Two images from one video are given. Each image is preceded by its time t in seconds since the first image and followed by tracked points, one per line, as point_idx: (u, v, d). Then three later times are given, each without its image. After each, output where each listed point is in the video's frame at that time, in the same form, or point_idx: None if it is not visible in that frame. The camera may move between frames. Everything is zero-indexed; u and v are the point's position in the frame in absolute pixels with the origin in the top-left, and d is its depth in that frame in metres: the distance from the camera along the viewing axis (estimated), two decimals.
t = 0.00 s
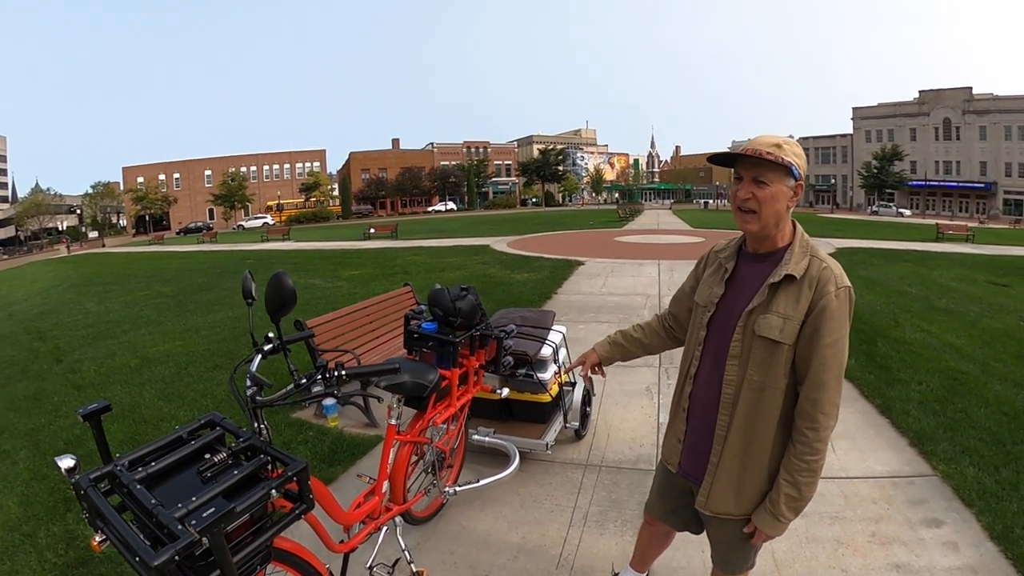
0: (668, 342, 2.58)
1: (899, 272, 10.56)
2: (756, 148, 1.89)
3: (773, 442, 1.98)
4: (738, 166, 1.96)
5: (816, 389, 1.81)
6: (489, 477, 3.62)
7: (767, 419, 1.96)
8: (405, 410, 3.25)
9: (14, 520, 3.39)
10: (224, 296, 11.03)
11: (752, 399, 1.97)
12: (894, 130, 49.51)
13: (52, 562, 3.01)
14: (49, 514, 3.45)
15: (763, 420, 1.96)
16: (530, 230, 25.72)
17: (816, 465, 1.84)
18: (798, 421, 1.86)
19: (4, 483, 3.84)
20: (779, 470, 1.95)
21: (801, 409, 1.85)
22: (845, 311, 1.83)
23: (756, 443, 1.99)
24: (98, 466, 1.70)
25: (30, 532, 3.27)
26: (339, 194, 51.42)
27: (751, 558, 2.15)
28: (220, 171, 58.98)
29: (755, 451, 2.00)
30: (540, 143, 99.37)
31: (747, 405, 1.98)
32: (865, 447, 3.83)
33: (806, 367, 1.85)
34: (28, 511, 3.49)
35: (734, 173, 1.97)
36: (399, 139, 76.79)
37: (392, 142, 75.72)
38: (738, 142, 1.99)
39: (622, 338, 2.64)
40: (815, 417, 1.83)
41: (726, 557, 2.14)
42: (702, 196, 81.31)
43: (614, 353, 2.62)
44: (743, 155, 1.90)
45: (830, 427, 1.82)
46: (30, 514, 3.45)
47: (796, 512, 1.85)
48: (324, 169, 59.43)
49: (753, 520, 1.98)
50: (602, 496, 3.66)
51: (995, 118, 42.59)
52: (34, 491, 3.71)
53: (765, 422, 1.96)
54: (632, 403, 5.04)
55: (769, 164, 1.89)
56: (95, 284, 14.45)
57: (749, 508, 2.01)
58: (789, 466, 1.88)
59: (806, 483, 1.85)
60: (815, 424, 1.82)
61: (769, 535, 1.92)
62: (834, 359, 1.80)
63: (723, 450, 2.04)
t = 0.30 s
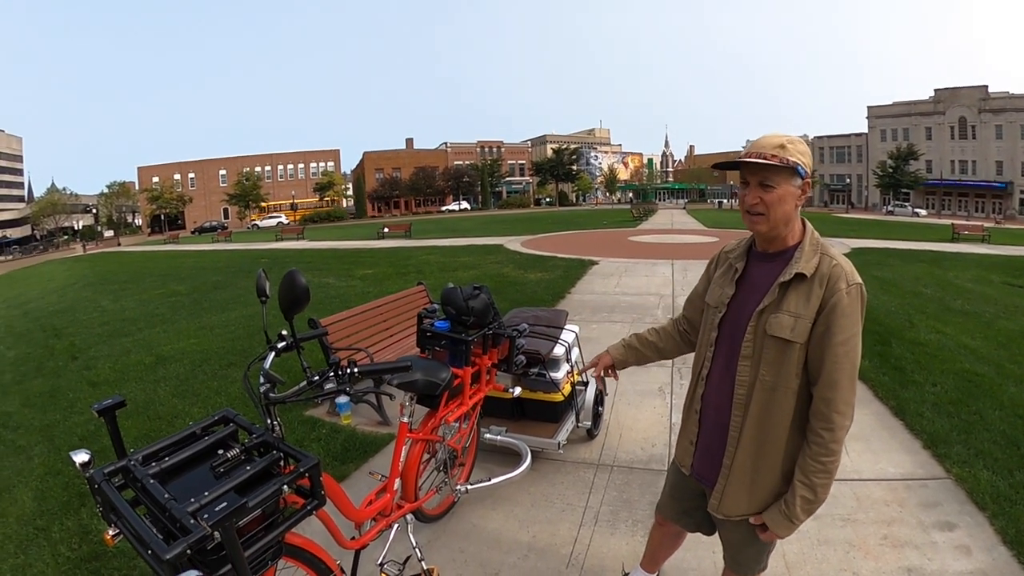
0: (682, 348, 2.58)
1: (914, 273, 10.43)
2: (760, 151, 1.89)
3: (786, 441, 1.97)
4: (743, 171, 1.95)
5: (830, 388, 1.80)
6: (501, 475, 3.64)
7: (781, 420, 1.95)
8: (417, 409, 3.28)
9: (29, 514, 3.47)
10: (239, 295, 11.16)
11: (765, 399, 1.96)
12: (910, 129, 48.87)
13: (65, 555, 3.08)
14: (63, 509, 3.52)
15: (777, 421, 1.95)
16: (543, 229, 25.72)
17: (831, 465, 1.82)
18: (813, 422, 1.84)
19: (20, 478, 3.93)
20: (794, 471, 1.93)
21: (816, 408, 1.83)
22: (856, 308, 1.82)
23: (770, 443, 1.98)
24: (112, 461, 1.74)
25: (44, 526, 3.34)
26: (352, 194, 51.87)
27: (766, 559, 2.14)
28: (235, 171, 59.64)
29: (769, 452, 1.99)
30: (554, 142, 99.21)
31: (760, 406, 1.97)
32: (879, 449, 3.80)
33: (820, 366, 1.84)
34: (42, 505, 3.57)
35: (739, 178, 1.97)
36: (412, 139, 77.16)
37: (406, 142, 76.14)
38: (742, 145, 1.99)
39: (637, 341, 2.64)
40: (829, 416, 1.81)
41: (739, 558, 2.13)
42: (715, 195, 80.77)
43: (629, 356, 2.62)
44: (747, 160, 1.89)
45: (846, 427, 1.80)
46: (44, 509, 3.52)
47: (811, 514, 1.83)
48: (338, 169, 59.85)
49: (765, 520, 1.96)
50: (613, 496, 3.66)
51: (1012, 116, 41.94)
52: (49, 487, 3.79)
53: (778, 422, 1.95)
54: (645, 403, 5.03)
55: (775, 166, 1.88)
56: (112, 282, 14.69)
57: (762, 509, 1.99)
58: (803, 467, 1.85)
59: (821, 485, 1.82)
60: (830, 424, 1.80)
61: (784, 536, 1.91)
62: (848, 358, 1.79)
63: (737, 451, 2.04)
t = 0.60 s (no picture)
0: (686, 343, 2.58)
1: (926, 271, 10.33)
2: (768, 148, 1.88)
3: (793, 438, 1.96)
4: (750, 167, 1.95)
5: (838, 385, 1.79)
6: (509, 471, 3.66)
7: (788, 417, 1.94)
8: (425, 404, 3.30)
9: (41, 507, 3.53)
10: (250, 291, 11.24)
11: (772, 397, 1.95)
12: (924, 126, 48.31)
13: (76, 547, 3.13)
14: (74, 502, 3.58)
15: (784, 418, 1.95)
16: (553, 226, 25.68)
17: (838, 462, 1.81)
18: (821, 419, 1.83)
19: (32, 471, 4.00)
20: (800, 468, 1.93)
21: (823, 405, 1.83)
22: (865, 305, 1.81)
23: (777, 439, 1.97)
24: (123, 453, 1.78)
25: (56, 519, 3.40)
26: (363, 192, 52.15)
27: (772, 556, 2.14)
28: (247, 168, 60.02)
29: (776, 448, 1.98)
30: (565, 139, 98.98)
31: (767, 403, 1.96)
32: (888, 448, 3.77)
33: (828, 364, 1.83)
34: (54, 498, 3.63)
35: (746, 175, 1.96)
36: (423, 137, 77.33)
37: (417, 139, 76.39)
38: (750, 141, 1.98)
39: (639, 334, 2.64)
40: (837, 414, 1.81)
41: (744, 554, 2.13)
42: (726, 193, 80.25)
43: (631, 348, 2.63)
44: (755, 157, 1.89)
45: (854, 425, 1.79)
46: (56, 501, 3.59)
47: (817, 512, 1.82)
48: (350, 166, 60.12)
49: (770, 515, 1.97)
50: (621, 492, 3.67)
51: None
52: (60, 480, 3.86)
53: (785, 419, 1.95)
54: (654, 400, 5.03)
55: (782, 163, 1.87)
56: (125, 278, 14.83)
57: (767, 504, 1.99)
58: (810, 464, 1.85)
59: (828, 481, 1.82)
60: (838, 421, 1.80)
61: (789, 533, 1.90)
62: (856, 355, 1.78)
63: (743, 448, 2.03)
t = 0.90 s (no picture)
0: (687, 341, 2.58)
1: (933, 271, 10.27)
2: (770, 143, 1.88)
3: (795, 434, 1.96)
4: (752, 162, 1.95)
5: (839, 381, 1.79)
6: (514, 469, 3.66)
7: (791, 414, 1.94)
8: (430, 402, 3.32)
9: (48, 504, 3.57)
10: (256, 291, 11.30)
11: (774, 395, 1.96)
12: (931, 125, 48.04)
13: (83, 544, 3.17)
14: (81, 499, 3.62)
15: (785, 415, 1.95)
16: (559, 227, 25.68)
17: (839, 459, 1.82)
18: (822, 415, 1.83)
19: (39, 469, 4.04)
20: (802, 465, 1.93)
21: (824, 402, 1.83)
22: (865, 301, 1.81)
23: (779, 437, 1.97)
24: (129, 449, 1.80)
25: (63, 516, 3.44)
26: (369, 192, 52.38)
27: (774, 554, 2.14)
28: (254, 169, 60.31)
29: (777, 445, 1.98)
30: (571, 139, 98.94)
31: (768, 401, 1.97)
32: (893, 448, 3.76)
33: (829, 360, 1.83)
34: (61, 496, 3.67)
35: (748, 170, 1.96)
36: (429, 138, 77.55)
37: (423, 141, 76.61)
38: (751, 136, 1.98)
39: (640, 332, 2.65)
40: (838, 410, 1.81)
41: (747, 553, 2.13)
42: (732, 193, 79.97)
43: (632, 346, 2.63)
44: (756, 153, 1.89)
45: (855, 421, 1.79)
46: (63, 499, 3.62)
47: (818, 509, 1.82)
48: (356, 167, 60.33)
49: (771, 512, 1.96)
50: (625, 491, 3.67)
51: None
52: (68, 478, 3.90)
53: (786, 416, 1.95)
54: (659, 399, 5.03)
55: (785, 158, 1.87)
56: (132, 279, 14.93)
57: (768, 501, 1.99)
58: (810, 460, 1.85)
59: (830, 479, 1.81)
60: (839, 418, 1.80)
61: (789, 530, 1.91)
62: (858, 352, 1.78)
63: (744, 446, 2.03)
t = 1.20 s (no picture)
0: (691, 344, 2.58)
1: (939, 271, 10.22)
2: (770, 144, 1.89)
3: (793, 436, 1.96)
4: (753, 164, 1.95)
5: (838, 383, 1.79)
6: (518, 471, 3.67)
7: (790, 416, 1.95)
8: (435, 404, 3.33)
9: (54, 505, 3.60)
10: (262, 294, 11.34)
11: (775, 397, 1.96)
12: (936, 125, 47.82)
13: (89, 544, 3.20)
14: (87, 500, 3.65)
15: (785, 418, 1.95)
16: (564, 229, 25.69)
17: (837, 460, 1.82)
18: (820, 416, 1.84)
19: (45, 470, 4.08)
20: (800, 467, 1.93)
21: (823, 404, 1.83)
22: (867, 303, 1.81)
23: (778, 439, 1.97)
24: (135, 449, 1.82)
25: (69, 517, 3.47)
26: (374, 195, 52.64)
27: (777, 556, 2.14)
28: (259, 171, 60.61)
29: (778, 447, 1.98)
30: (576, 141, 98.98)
31: (770, 404, 1.97)
32: (899, 449, 3.75)
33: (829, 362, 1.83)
34: (67, 497, 3.70)
35: (749, 172, 1.97)
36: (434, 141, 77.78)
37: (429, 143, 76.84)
38: (751, 138, 1.99)
39: (644, 335, 2.65)
40: (837, 412, 1.81)
41: (748, 555, 2.13)
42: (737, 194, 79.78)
43: (636, 350, 2.63)
44: (757, 153, 1.89)
45: (853, 423, 1.80)
46: (69, 500, 3.66)
47: (815, 510, 1.83)
48: (361, 170, 60.56)
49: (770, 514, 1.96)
50: (630, 493, 3.67)
51: None
52: (74, 479, 3.93)
53: (787, 419, 1.95)
54: (664, 401, 5.02)
55: (785, 159, 1.87)
56: (139, 282, 15.02)
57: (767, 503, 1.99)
58: (806, 461, 1.85)
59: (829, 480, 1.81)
60: (837, 419, 1.80)
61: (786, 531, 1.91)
62: (857, 354, 1.78)
63: (745, 449, 2.03)
